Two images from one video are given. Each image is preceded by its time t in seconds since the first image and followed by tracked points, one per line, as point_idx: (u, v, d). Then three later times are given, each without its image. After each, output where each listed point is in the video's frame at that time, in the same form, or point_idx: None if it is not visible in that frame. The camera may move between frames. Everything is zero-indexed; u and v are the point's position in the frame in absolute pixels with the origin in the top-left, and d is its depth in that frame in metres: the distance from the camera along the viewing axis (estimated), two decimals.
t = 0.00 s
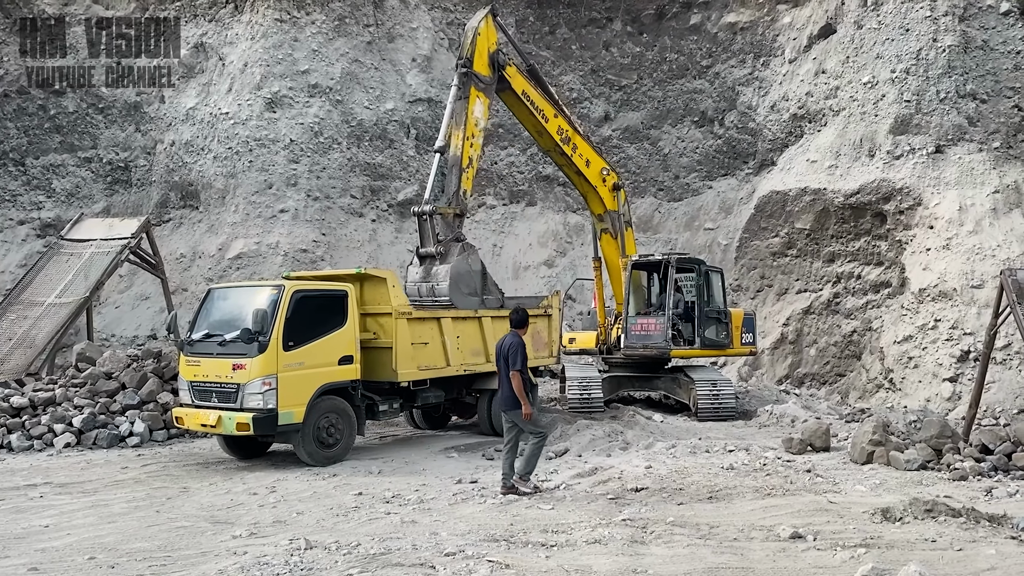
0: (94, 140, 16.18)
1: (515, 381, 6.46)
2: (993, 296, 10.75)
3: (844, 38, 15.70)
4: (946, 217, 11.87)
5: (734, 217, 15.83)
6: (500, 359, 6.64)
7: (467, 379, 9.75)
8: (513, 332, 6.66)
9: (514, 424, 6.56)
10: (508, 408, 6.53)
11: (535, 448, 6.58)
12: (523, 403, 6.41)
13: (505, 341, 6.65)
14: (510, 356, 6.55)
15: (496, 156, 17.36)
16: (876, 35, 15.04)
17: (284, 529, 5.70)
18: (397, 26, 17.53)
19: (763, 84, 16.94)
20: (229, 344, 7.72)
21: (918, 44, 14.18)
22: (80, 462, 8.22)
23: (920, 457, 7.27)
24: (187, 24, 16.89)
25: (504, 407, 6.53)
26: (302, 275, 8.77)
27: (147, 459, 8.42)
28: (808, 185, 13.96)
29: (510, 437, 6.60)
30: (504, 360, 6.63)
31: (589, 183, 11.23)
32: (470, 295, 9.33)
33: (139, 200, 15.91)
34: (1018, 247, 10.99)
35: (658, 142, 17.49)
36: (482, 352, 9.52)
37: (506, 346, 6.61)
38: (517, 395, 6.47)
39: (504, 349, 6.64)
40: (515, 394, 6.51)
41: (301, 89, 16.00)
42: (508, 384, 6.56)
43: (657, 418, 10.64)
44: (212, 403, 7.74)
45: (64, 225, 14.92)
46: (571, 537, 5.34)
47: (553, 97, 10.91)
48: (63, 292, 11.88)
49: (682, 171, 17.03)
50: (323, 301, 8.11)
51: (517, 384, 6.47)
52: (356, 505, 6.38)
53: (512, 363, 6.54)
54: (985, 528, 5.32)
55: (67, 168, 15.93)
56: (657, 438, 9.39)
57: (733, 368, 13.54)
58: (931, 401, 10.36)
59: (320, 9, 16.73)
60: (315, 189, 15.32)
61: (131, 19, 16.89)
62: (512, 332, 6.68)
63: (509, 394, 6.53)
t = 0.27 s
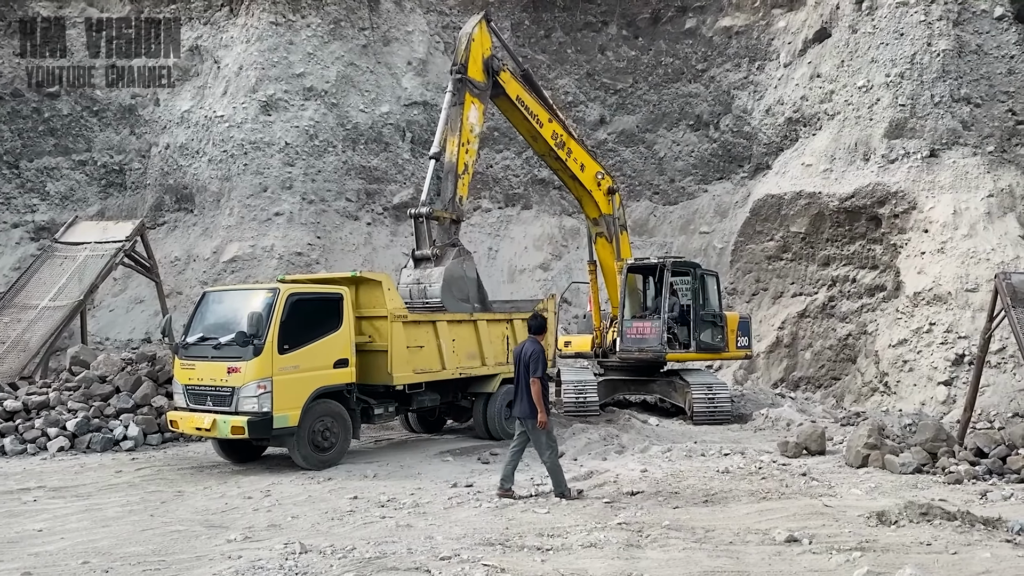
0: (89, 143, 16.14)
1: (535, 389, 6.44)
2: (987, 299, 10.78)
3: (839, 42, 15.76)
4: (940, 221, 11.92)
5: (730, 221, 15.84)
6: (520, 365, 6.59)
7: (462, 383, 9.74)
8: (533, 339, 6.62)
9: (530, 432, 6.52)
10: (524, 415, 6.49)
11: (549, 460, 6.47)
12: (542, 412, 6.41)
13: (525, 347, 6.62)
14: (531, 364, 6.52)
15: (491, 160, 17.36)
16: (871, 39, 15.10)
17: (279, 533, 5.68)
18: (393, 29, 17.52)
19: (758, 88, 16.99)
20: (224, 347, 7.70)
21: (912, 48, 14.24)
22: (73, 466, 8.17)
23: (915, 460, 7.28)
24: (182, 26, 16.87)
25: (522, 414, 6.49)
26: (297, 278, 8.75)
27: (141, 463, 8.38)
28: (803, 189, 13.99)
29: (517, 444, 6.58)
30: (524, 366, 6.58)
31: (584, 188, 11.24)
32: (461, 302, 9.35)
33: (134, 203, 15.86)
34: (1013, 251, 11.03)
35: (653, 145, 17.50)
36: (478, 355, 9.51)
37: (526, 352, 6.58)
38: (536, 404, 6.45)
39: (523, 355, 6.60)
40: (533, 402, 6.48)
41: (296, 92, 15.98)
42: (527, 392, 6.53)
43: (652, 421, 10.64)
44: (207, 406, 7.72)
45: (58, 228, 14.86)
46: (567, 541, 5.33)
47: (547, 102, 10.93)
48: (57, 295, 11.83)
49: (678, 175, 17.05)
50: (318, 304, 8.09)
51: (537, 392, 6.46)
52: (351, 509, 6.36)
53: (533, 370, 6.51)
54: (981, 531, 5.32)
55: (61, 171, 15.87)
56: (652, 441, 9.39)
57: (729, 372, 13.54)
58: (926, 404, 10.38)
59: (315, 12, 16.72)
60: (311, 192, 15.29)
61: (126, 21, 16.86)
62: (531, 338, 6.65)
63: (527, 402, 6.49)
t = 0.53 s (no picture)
0: (84, 147, 16.10)
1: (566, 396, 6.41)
2: (982, 304, 10.81)
3: (834, 47, 15.82)
4: (935, 225, 11.95)
5: (725, 225, 15.87)
6: (546, 372, 6.52)
7: (458, 387, 9.73)
8: (558, 347, 6.59)
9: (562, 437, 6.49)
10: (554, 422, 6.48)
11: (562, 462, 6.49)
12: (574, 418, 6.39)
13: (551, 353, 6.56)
14: (559, 371, 6.45)
15: (487, 164, 17.37)
16: (866, 44, 15.15)
17: (273, 537, 5.66)
18: (389, 33, 17.52)
19: (754, 93, 17.04)
20: (219, 351, 7.67)
21: (907, 53, 14.30)
22: (67, 470, 8.13)
23: (910, 465, 7.29)
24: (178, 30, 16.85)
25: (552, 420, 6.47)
26: (292, 282, 8.73)
27: (135, 467, 8.34)
28: (798, 194, 14.03)
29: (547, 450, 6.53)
30: (551, 373, 6.52)
31: (580, 192, 11.24)
32: (451, 303, 9.17)
33: (129, 206, 15.82)
34: (1007, 255, 11.06)
35: (649, 150, 17.52)
36: (474, 360, 9.50)
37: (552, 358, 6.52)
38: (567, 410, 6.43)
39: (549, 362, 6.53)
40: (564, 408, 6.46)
41: (292, 96, 15.96)
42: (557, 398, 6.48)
43: (648, 426, 10.63)
44: (202, 411, 7.69)
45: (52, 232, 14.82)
46: (562, 546, 5.32)
47: (543, 107, 10.94)
48: (51, 299, 11.78)
49: (673, 179, 17.07)
50: (313, 308, 8.07)
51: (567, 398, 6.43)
52: (346, 513, 6.34)
53: (562, 377, 6.46)
54: (976, 536, 5.32)
55: (56, 174, 15.83)
56: (648, 445, 9.38)
57: (724, 376, 13.55)
58: (921, 409, 10.40)
59: (311, 16, 16.71)
60: (306, 196, 15.28)
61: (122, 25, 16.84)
62: (555, 343, 6.59)
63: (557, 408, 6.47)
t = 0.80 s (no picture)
0: (79, 150, 16.08)
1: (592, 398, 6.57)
2: (977, 308, 10.84)
3: (829, 52, 15.88)
4: (930, 230, 11.99)
5: (721, 230, 15.90)
6: (568, 375, 6.62)
7: (454, 391, 9.72)
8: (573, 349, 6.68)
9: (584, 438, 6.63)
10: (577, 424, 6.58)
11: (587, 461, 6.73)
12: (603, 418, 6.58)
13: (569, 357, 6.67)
14: (582, 374, 6.59)
15: (483, 168, 17.38)
16: (861, 50, 15.22)
17: (268, 542, 5.64)
18: (386, 37, 17.54)
19: (749, 98, 17.09)
20: (214, 355, 7.65)
21: (902, 59, 14.36)
22: (61, 475, 8.10)
23: (905, 469, 7.30)
24: (175, 33, 16.85)
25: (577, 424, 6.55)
26: (288, 286, 8.72)
27: (130, 471, 8.32)
28: (794, 199, 14.07)
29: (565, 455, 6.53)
30: (572, 376, 6.62)
31: (576, 197, 11.26)
32: (439, 304, 9.03)
33: (125, 210, 15.80)
34: (1002, 260, 11.09)
35: (645, 154, 17.56)
36: (470, 364, 9.50)
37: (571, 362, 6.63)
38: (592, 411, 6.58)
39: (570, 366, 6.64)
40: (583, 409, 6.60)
41: (288, 100, 15.96)
42: (579, 400, 6.61)
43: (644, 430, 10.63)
44: (197, 415, 7.67)
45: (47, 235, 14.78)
46: (558, 551, 5.31)
47: (540, 111, 10.95)
48: (46, 302, 11.74)
49: (669, 184, 17.11)
50: (309, 313, 8.06)
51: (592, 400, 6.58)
52: (341, 518, 6.32)
53: (584, 380, 6.60)
54: (971, 540, 5.33)
55: (51, 177, 15.80)
56: (644, 450, 9.38)
57: (719, 380, 13.56)
58: (916, 414, 10.42)
59: (308, 20, 16.71)
60: (302, 200, 15.27)
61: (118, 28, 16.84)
62: (570, 347, 6.72)
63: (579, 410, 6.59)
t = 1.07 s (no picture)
0: (76, 153, 16.06)
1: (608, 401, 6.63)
2: (972, 313, 10.86)
3: (825, 58, 15.93)
4: (925, 236, 12.02)
5: (717, 234, 15.92)
6: (585, 376, 6.72)
7: (450, 396, 9.71)
8: (592, 353, 6.86)
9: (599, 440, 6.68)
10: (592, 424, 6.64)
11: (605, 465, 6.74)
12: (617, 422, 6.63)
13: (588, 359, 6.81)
14: (599, 376, 6.69)
15: (480, 172, 17.39)
16: (857, 56, 15.27)
17: (264, 547, 5.62)
18: (382, 42, 17.55)
19: (745, 103, 17.14)
20: (210, 359, 7.64)
21: (897, 65, 14.41)
22: (56, 479, 8.06)
23: (902, 474, 7.31)
24: (171, 37, 16.83)
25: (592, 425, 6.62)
26: (285, 290, 8.70)
27: (125, 476, 8.29)
28: (790, 204, 14.10)
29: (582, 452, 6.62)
30: (588, 377, 6.73)
31: (571, 202, 11.27)
32: (425, 305, 8.94)
33: (121, 214, 15.77)
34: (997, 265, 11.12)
35: (641, 159, 17.59)
36: (466, 368, 9.49)
37: (590, 363, 6.77)
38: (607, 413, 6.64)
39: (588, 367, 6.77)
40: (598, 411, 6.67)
41: (284, 104, 15.96)
42: (594, 401, 6.69)
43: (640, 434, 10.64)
44: (192, 419, 7.65)
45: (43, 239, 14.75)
46: (554, 555, 5.30)
47: (535, 117, 10.96)
48: (41, 306, 11.71)
49: (665, 189, 17.15)
50: (305, 317, 8.04)
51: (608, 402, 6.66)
52: (337, 522, 6.30)
53: (601, 382, 6.70)
54: (967, 545, 5.34)
55: (47, 181, 15.77)
56: (640, 454, 9.38)
57: (716, 385, 13.58)
58: (912, 418, 10.44)
59: (305, 24, 16.71)
60: (299, 204, 15.27)
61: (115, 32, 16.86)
62: (589, 350, 6.87)
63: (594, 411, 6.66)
